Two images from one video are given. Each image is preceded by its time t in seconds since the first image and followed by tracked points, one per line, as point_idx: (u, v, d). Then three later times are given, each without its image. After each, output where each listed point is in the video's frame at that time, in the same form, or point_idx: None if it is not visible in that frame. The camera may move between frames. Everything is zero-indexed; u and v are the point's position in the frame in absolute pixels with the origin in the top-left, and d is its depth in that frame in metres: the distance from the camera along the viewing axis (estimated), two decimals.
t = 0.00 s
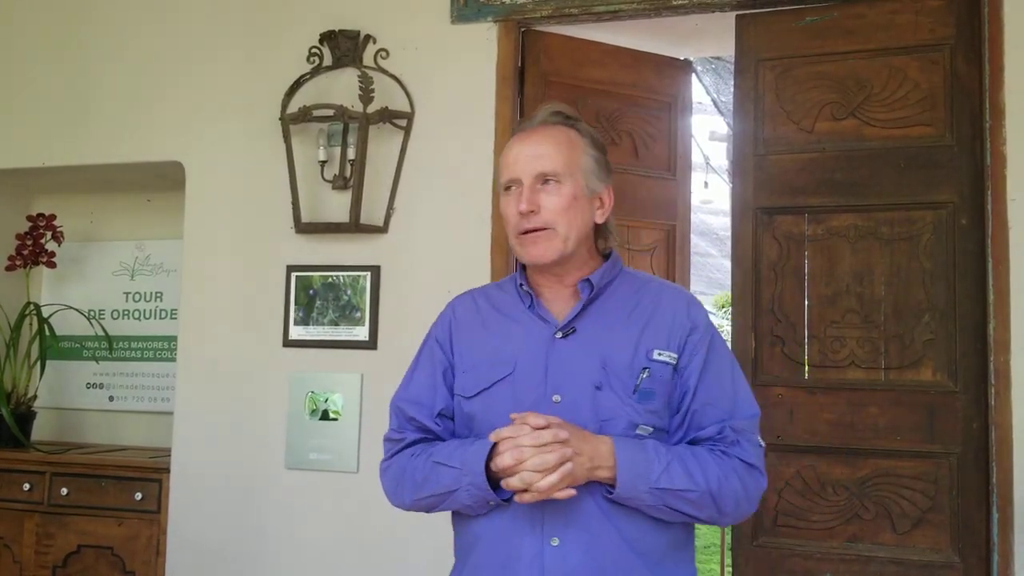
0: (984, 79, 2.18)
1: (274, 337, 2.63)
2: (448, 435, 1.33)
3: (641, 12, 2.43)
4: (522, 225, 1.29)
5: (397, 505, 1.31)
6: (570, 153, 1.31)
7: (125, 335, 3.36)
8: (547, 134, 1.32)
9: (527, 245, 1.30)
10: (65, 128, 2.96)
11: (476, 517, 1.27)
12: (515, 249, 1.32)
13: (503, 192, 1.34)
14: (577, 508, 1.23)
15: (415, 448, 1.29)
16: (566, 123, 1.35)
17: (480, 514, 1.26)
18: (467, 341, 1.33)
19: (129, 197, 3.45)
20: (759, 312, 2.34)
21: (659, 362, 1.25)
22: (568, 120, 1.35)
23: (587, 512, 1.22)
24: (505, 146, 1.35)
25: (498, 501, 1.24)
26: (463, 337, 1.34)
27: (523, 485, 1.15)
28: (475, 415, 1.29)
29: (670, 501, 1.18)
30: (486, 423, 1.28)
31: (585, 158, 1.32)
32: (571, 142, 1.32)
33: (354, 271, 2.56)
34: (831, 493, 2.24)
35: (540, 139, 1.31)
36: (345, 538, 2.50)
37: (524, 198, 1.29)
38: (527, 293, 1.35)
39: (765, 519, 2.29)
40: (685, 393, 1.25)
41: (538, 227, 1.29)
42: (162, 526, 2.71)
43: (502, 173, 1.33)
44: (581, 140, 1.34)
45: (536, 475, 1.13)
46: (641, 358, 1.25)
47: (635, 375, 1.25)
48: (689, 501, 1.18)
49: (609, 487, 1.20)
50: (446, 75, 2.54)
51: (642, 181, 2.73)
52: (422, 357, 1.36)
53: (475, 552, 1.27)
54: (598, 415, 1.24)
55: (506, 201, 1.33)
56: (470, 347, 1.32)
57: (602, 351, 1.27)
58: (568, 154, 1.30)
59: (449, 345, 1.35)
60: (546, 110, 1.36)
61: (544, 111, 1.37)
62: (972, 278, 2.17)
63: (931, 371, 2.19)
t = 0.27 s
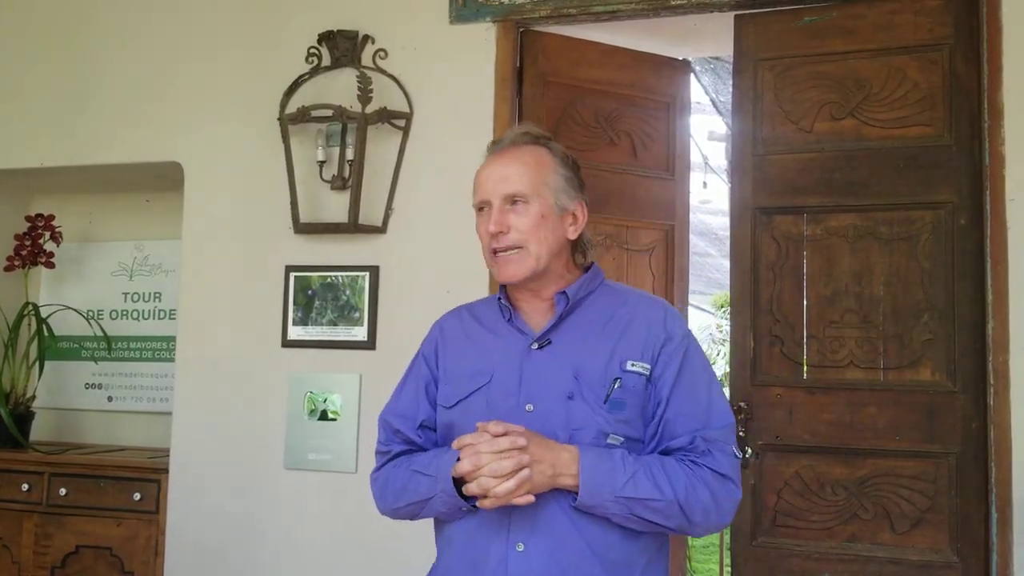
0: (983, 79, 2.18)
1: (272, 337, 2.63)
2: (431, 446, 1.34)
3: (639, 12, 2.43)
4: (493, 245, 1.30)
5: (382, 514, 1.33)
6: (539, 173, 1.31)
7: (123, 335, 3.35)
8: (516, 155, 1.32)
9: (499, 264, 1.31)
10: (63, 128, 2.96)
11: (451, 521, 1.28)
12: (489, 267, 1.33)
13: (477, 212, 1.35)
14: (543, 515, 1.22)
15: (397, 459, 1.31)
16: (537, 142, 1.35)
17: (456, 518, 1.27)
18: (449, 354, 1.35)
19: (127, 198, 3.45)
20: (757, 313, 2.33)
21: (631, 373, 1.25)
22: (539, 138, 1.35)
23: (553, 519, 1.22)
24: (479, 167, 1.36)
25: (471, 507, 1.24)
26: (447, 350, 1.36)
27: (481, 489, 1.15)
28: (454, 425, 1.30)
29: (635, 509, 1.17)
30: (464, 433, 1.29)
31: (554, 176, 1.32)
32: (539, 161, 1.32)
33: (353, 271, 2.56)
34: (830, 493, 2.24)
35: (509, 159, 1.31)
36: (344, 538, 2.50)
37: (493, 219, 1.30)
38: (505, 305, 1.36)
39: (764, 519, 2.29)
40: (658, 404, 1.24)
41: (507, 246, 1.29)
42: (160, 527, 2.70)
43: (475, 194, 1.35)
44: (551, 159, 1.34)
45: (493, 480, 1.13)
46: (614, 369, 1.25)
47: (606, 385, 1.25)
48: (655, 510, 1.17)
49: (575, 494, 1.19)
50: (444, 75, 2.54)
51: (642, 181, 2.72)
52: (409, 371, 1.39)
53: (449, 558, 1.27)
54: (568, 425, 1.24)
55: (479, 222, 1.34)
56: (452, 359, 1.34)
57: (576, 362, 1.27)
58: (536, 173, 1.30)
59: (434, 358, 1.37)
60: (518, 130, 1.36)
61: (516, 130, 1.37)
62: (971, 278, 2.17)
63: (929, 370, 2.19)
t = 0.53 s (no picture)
0: (983, 79, 2.18)
1: (272, 338, 2.63)
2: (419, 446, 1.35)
3: (639, 12, 2.43)
4: (476, 242, 1.30)
5: (371, 513, 1.33)
6: (524, 172, 1.31)
7: (123, 336, 3.35)
8: (501, 153, 1.33)
9: (481, 261, 1.30)
10: (62, 128, 2.96)
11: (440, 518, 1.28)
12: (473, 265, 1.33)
13: (462, 210, 1.35)
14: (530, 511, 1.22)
15: (386, 458, 1.31)
16: (524, 142, 1.36)
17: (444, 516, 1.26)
18: (437, 352, 1.35)
19: (127, 198, 3.44)
20: (758, 313, 2.33)
21: (616, 368, 1.25)
22: (525, 139, 1.37)
23: (541, 514, 1.21)
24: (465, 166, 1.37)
25: (458, 503, 1.23)
26: (434, 349, 1.36)
27: (467, 483, 1.14)
28: (441, 422, 1.30)
29: (621, 504, 1.16)
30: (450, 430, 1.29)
31: (539, 176, 1.33)
32: (525, 161, 1.33)
33: (353, 271, 2.55)
34: (831, 493, 2.24)
35: (494, 158, 1.32)
36: (344, 538, 2.50)
37: (477, 216, 1.30)
38: (491, 303, 1.36)
39: (764, 520, 2.28)
40: (642, 399, 1.24)
41: (491, 243, 1.29)
42: (160, 527, 2.70)
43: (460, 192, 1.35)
44: (536, 159, 1.34)
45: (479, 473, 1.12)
46: (599, 364, 1.25)
47: (591, 380, 1.24)
48: (640, 504, 1.16)
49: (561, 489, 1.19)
50: (443, 75, 2.54)
51: (641, 181, 2.72)
52: (397, 372, 1.39)
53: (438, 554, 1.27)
54: (552, 420, 1.24)
55: (464, 219, 1.34)
56: (439, 358, 1.34)
57: (561, 358, 1.27)
58: (521, 172, 1.31)
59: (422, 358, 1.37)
60: (504, 131, 1.37)
61: (504, 132, 1.38)
62: (971, 278, 2.17)
63: (930, 371, 2.18)
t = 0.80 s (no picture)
0: (982, 80, 2.18)
1: (272, 338, 2.63)
2: (413, 452, 1.30)
3: (639, 13, 2.43)
4: (463, 245, 1.29)
5: (363, 526, 1.26)
6: (507, 173, 1.31)
7: (122, 336, 3.35)
8: (484, 155, 1.32)
9: (469, 264, 1.30)
10: (62, 128, 2.95)
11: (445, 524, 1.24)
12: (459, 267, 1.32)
13: (445, 213, 1.34)
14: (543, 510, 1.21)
15: (380, 468, 1.26)
16: (505, 143, 1.35)
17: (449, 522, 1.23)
18: (428, 356, 1.31)
19: (127, 198, 3.44)
20: (757, 314, 2.33)
21: (615, 363, 1.25)
22: (507, 140, 1.36)
23: (552, 511, 1.21)
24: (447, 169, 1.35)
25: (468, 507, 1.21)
26: (425, 353, 1.32)
27: (491, 484, 1.11)
28: (439, 427, 1.27)
29: (635, 495, 1.16)
30: (450, 434, 1.26)
31: (522, 177, 1.32)
32: (508, 162, 1.32)
33: (352, 271, 2.55)
34: (830, 494, 2.24)
35: (477, 160, 1.31)
36: (343, 538, 2.50)
37: (462, 219, 1.29)
38: (480, 305, 1.33)
39: (763, 520, 2.28)
40: (642, 393, 1.25)
41: (478, 245, 1.29)
42: (159, 527, 2.70)
43: (443, 195, 1.34)
44: (519, 160, 1.34)
45: (506, 472, 1.09)
46: (598, 360, 1.25)
47: (592, 376, 1.25)
48: (652, 495, 1.17)
49: (576, 485, 1.19)
50: (443, 75, 2.54)
51: (641, 181, 2.72)
52: (382, 378, 1.33)
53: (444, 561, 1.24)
54: (558, 418, 1.24)
55: (448, 222, 1.33)
56: (432, 362, 1.31)
57: (560, 355, 1.26)
58: (505, 174, 1.31)
59: (409, 363, 1.33)
60: (484, 133, 1.36)
61: (483, 133, 1.37)
62: (970, 278, 2.17)
63: (929, 371, 2.19)
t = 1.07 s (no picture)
0: (982, 80, 2.19)
1: (272, 338, 2.63)
2: (411, 457, 1.28)
3: (639, 13, 2.43)
4: (466, 248, 1.29)
5: (363, 533, 1.25)
6: (509, 176, 1.31)
7: (122, 336, 3.35)
8: (484, 157, 1.32)
9: (473, 267, 1.29)
10: (62, 127, 2.95)
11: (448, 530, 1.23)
12: (461, 270, 1.31)
13: (444, 216, 1.33)
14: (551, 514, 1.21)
15: (379, 474, 1.24)
16: (502, 145, 1.35)
17: (454, 528, 1.22)
18: (426, 360, 1.30)
19: (127, 198, 3.44)
20: (757, 314, 2.33)
21: (616, 364, 1.26)
22: (504, 141, 1.35)
23: (561, 515, 1.21)
24: (443, 171, 1.34)
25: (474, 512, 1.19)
26: (422, 357, 1.30)
27: (503, 488, 1.10)
28: (440, 431, 1.25)
29: (641, 497, 1.17)
30: (452, 439, 1.25)
31: (522, 179, 1.33)
32: (508, 165, 1.32)
33: (353, 271, 2.55)
34: (830, 494, 2.24)
35: (478, 163, 1.31)
36: (344, 538, 2.50)
37: (465, 223, 1.28)
38: (479, 308, 1.32)
39: (763, 520, 2.29)
40: (642, 394, 1.26)
41: (483, 249, 1.28)
42: (159, 527, 2.70)
43: (442, 198, 1.32)
44: (518, 162, 1.34)
45: (519, 475, 1.09)
46: (599, 362, 1.26)
47: (594, 377, 1.25)
48: (657, 496, 1.17)
49: (585, 490, 1.19)
50: (443, 75, 2.54)
51: (641, 181, 2.72)
52: (377, 381, 1.30)
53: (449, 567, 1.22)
54: (563, 421, 1.23)
55: (448, 225, 1.32)
56: (431, 366, 1.29)
57: (562, 358, 1.26)
58: (507, 177, 1.31)
59: (405, 367, 1.30)
60: (481, 134, 1.35)
61: (479, 134, 1.36)
62: (970, 278, 2.17)
63: (929, 371, 2.19)
